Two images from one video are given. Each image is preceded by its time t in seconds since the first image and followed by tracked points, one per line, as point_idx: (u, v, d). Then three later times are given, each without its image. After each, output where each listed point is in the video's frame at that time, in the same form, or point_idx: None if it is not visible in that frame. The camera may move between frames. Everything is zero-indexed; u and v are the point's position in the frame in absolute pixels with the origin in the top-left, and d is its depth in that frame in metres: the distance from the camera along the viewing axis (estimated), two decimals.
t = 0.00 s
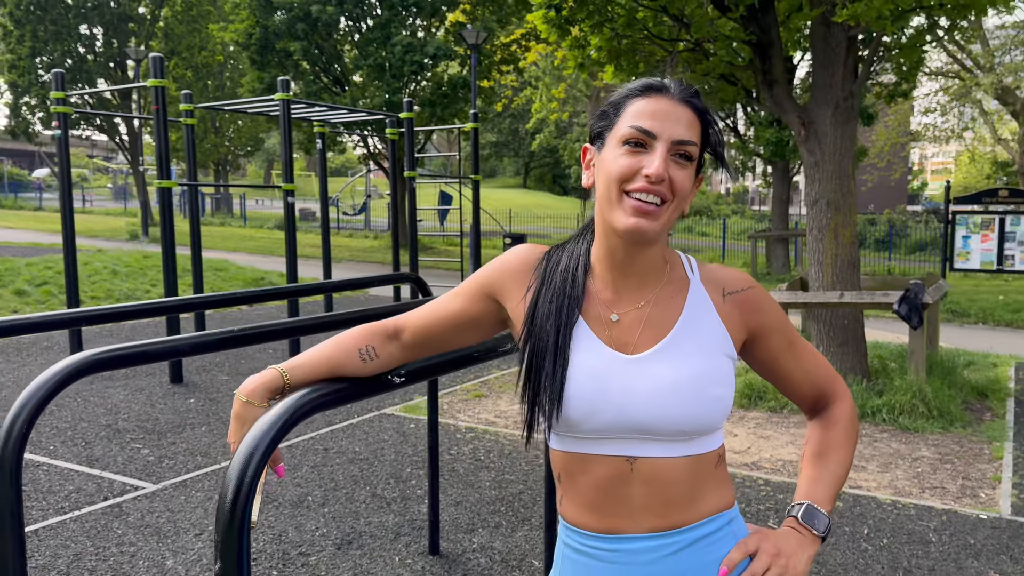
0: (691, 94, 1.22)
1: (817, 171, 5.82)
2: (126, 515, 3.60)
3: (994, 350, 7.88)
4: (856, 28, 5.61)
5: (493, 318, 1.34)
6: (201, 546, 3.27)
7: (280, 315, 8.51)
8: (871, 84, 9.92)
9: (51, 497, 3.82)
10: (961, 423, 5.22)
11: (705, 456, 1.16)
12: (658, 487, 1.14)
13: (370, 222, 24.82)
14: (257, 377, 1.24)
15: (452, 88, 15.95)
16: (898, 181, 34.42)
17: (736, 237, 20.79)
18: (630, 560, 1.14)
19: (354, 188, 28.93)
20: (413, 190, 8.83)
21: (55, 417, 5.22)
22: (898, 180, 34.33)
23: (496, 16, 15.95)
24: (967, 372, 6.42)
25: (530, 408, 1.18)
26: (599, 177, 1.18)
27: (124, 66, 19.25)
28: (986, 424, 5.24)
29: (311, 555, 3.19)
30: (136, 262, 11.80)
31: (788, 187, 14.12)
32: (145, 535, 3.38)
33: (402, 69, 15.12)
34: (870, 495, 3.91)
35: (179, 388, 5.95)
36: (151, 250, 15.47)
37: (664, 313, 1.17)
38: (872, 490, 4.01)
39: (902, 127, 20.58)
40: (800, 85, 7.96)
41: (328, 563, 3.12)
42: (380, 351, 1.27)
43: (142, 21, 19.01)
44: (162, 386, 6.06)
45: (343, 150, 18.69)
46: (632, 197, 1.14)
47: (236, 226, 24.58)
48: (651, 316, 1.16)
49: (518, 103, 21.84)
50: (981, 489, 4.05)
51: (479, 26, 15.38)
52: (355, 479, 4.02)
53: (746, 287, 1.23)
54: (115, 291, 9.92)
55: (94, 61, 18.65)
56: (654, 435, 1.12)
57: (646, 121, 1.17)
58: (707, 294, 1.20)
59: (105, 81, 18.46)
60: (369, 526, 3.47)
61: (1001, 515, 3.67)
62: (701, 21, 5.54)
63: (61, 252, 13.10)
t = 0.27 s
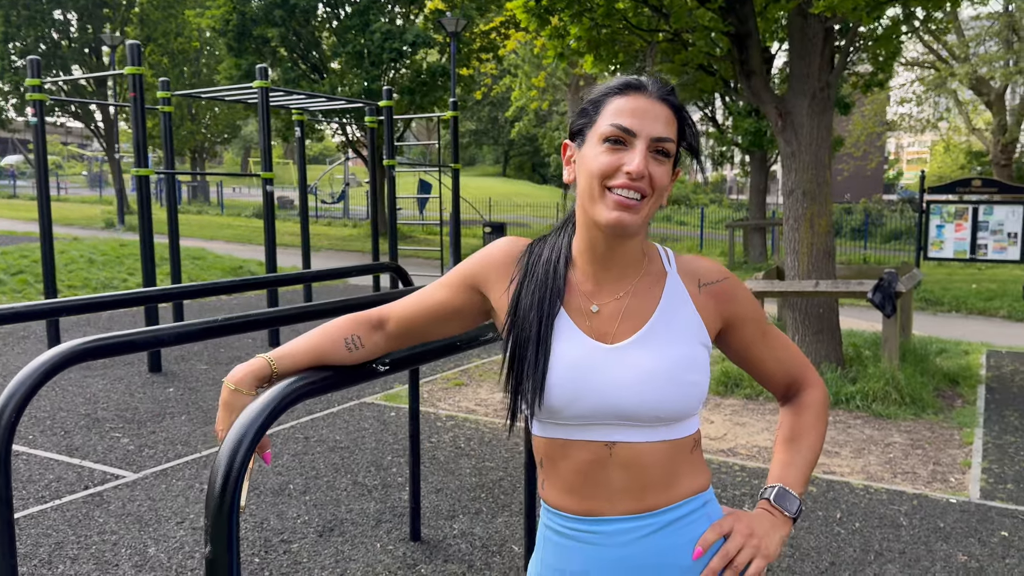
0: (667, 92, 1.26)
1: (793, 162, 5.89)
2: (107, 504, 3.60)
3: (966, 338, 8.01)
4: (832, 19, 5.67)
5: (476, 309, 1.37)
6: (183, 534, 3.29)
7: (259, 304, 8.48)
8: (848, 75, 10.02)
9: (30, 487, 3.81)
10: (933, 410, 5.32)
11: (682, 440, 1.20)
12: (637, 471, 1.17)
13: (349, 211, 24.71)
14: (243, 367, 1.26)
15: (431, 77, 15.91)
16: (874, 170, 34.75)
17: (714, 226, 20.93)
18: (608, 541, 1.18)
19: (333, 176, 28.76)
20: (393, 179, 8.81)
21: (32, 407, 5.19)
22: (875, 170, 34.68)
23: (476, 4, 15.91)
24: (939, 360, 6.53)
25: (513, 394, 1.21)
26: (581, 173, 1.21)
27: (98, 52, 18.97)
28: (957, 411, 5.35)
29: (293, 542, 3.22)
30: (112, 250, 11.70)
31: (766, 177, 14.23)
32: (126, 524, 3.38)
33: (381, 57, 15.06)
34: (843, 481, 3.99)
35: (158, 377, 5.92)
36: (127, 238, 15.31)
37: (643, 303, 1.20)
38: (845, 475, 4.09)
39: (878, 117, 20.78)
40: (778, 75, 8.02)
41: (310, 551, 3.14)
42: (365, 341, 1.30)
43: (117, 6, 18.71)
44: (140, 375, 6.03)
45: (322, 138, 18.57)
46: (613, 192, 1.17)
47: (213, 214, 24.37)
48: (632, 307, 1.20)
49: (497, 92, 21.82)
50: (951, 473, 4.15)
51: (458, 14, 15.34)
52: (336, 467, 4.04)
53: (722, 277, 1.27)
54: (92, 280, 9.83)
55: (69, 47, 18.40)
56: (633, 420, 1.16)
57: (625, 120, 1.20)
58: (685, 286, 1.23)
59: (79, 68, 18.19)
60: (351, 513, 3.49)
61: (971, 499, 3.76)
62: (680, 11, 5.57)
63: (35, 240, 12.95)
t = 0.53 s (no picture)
0: (636, 94, 1.29)
1: (779, 153, 5.93)
2: (97, 491, 3.64)
3: (950, 328, 8.09)
4: (818, 12, 5.70)
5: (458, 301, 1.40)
6: (172, 521, 3.32)
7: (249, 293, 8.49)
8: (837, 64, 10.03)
9: (19, 475, 3.83)
10: (915, 399, 5.39)
11: (651, 429, 1.24)
12: (606, 459, 1.22)
13: (339, 200, 24.64)
14: (227, 357, 1.30)
15: (422, 65, 15.87)
16: (864, 160, 34.84)
17: (704, 216, 20.98)
18: (579, 526, 1.22)
19: (323, 164, 28.64)
20: (382, 168, 8.80)
21: (21, 395, 5.20)
22: (865, 159, 34.78)
23: None
24: (922, 349, 6.61)
25: (490, 384, 1.25)
26: (552, 172, 1.25)
27: (85, 38, 18.75)
28: (937, 400, 5.43)
29: (281, 529, 3.26)
30: (101, 239, 11.65)
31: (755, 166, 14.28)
32: (116, 511, 3.42)
33: (371, 44, 14.99)
34: (824, 468, 4.05)
35: (147, 366, 5.95)
36: (115, 227, 15.22)
37: (614, 296, 1.24)
38: (826, 462, 4.16)
39: (868, 107, 20.83)
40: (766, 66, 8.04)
41: (299, 537, 3.19)
42: (346, 333, 1.34)
43: None
44: (129, 364, 6.06)
45: (311, 126, 18.46)
46: (582, 192, 1.22)
47: (202, 203, 24.25)
48: (602, 301, 1.24)
49: (488, 80, 21.75)
50: (929, 461, 4.22)
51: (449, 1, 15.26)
52: (325, 456, 4.09)
53: (690, 272, 1.31)
54: (80, 269, 9.80)
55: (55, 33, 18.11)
56: (602, 408, 1.20)
57: (593, 121, 1.24)
58: (654, 281, 1.27)
59: (66, 55, 17.96)
60: (339, 501, 3.54)
61: (948, 486, 3.84)
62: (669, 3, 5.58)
63: (22, 228, 12.86)
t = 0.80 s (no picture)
0: (605, 88, 1.33)
1: (772, 143, 5.97)
2: (91, 475, 3.69)
3: (941, 317, 8.14)
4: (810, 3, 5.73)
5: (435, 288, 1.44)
6: (165, 505, 3.37)
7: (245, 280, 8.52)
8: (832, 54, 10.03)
9: (14, 459, 3.87)
10: (902, 387, 5.45)
11: (619, 412, 1.28)
12: (575, 439, 1.26)
13: (336, 187, 24.62)
14: (210, 342, 1.34)
15: (418, 52, 15.84)
16: (862, 149, 34.84)
17: (700, 205, 21.01)
18: (549, 504, 1.27)
19: (320, 151, 28.58)
20: (378, 156, 8.83)
21: (17, 381, 5.23)
22: (862, 149, 34.78)
23: None
24: (912, 338, 6.67)
25: (463, 367, 1.29)
26: (524, 164, 1.28)
27: (81, 24, 18.66)
28: (925, 388, 5.49)
29: (272, 512, 3.31)
30: (97, 225, 11.66)
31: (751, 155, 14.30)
32: (110, 495, 3.47)
33: (367, 31, 14.96)
34: (809, 455, 4.11)
35: (143, 352, 5.98)
36: (111, 213, 15.22)
37: (584, 284, 1.28)
38: (812, 450, 4.22)
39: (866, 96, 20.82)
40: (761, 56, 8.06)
41: (290, 520, 3.24)
42: (326, 319, 1.38)
43: None
44: (124, 350, 6.09)
45: (308, 113, 18.42)
46: (553, 183, 1.25)
47: (198, 189, 24.23)
48: (572, 288, 1.28)
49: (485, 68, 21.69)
50: (914, 449, 4.27)
51: None
52: (317, 441, 4.13)
53: (659, 260, 1.35)
54: (76, 256, 9.82)
55: (51, 18, 18.02)
56: (571, 391, 1.24)
57: (562, 115, 1.28)
58: (623, 268, 1.31)
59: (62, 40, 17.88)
60: (330, 485, 3.59)
61: (931, 473, 3.89)
62: None
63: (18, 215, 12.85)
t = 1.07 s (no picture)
0: (581, 83, 1.36)
1: (770, 134, 5.99)
2: (91, 461, 3.74)
3: (941, 309, 8.15)
4: None
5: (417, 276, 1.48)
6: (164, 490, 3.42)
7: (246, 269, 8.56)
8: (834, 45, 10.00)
9: (16, 445, 3.93)
10: (898, 378, 5.48)
11: (592, 395, 1.32)
12: (549, 422, 1.30)
13: (339, 177, 24.62)
14: (196, 328, 1.37)
15: (421, 42, 15.82)
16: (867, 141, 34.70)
17: (703, 196, 20.97)
18: (524, 485, 1.31)
19: (323, 140, 28.56)
20: (379, 146, 8.85)
21: (19, 368, 5.29)
22: (868, 140, 34.65)
23: None
24: (910, 330, 6.69)
25: (441, 353, 1.33)
26: (501, 158, 1.32)
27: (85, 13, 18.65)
28: (920, 379, 5.51)
29: (269, 498, 3.36)
30: (100, 214, 11.70)
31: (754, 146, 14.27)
32: (108, 480, 3.52)
33: (370, 20, 14.94)
34: (801, 444, 4.15)
35: (144, 340, 6.04)
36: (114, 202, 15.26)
37: (558, 273, 1.32)
38: (805, 439, 4.25)
39: (871, 87, 20.74)
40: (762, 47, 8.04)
41: (285, 506, 3.29)
42: (310, 306, 1.42)
43: None
44: (126, 338, 6.14)
45: (311, 102, 18.41)
46: (528, 176, 1.29)
47: (202, 178, 24.27)
48: (547, 277, 1.32)
49: (489, 57, 21.65)
50: (906, 439, 4.30)
51: None
52: (314, 429, 4.18)
53: (632, 250, 1.39)
54: (79, 244, 9.87)
55: (55, 7, 18.00)
56: (545, 374, 1.28)
57: (538, 110, 1.31)
58: (597, 258, 1.35)
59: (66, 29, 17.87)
60: (326, 471, 3.64)
61: (922, 463, 3.92)
62: None
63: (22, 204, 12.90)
